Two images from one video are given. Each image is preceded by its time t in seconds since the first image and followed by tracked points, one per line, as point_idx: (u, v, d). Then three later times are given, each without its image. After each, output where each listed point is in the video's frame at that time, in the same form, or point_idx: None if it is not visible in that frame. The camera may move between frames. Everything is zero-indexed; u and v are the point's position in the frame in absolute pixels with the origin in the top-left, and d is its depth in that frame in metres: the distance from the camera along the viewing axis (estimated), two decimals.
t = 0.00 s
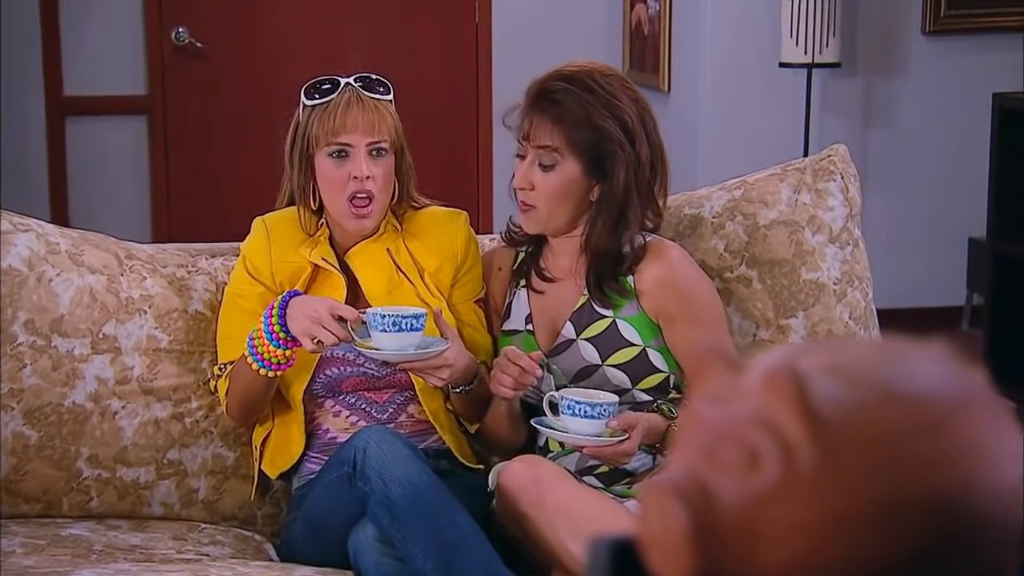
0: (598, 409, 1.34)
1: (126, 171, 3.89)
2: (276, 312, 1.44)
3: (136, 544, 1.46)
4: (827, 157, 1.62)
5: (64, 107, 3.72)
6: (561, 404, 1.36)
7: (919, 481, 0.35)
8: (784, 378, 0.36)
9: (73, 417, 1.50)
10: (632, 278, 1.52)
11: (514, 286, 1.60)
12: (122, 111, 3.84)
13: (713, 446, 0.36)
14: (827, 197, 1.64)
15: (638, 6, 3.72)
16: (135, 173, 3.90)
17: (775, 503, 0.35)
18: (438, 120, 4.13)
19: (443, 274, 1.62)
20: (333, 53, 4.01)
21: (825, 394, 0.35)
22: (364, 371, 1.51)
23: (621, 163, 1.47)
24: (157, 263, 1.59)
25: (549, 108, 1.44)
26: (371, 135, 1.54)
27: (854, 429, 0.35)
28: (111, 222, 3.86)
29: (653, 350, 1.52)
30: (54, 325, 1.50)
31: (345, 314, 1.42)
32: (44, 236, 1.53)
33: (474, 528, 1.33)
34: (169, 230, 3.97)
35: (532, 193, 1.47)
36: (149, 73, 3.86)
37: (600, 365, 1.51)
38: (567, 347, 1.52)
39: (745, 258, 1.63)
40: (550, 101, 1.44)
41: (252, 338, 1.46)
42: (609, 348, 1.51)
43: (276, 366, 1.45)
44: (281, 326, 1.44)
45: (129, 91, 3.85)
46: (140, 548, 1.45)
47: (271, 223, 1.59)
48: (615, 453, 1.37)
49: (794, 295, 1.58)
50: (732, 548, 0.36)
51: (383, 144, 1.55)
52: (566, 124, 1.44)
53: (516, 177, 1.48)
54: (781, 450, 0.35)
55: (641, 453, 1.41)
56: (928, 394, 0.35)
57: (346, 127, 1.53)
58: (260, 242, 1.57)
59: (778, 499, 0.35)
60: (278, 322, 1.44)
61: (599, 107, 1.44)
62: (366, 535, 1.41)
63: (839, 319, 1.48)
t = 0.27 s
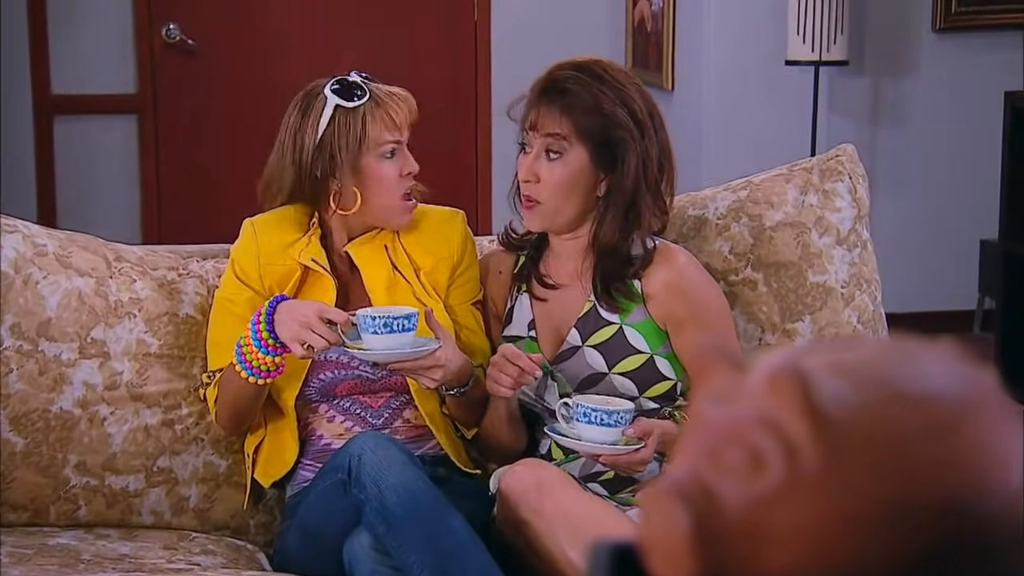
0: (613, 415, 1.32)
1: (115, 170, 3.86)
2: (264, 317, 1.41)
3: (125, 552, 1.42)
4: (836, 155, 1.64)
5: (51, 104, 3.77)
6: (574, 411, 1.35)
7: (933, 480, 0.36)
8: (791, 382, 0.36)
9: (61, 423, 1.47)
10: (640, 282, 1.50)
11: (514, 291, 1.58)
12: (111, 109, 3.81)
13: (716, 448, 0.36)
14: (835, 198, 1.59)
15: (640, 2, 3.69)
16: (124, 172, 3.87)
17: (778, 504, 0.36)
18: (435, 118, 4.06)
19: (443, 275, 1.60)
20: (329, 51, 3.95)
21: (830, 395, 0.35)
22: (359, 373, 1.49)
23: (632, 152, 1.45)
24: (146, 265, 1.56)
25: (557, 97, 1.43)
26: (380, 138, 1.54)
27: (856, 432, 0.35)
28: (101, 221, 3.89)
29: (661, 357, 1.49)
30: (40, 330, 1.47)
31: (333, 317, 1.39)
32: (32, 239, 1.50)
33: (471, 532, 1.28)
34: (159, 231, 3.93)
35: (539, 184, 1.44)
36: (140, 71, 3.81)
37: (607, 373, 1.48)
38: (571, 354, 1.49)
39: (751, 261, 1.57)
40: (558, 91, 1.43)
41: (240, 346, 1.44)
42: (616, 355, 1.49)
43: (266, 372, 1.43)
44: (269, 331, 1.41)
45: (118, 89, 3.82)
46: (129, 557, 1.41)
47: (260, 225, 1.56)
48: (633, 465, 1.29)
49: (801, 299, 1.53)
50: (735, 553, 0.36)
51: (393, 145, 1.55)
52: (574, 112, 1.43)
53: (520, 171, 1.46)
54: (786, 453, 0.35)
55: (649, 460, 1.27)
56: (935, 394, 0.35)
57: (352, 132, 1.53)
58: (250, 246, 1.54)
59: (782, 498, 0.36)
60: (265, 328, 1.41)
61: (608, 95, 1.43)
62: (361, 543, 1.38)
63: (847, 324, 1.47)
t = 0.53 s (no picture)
0: (613, 419, 1.28)
1: (104, 170, 3.83)
2: (258, 317, 1.38)
3: (114, 562, 1.38)
4: (841, 155, 1.61)
5: (37, 103, 3.73)
6: (573, 414, 1.32)
7: (953, 480, 0.30)
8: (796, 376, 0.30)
9: (48, 430, 1.40)
10: (642, 284, 1.47)
11: (516, 294, 1.54)
12: (102, 109, 3.78)
13: (715, 450, 0.32)
14: (840, 199, 1.56)
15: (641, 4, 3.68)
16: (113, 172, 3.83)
17: (783, 514, 0.31)
18: (431, 116, 4.03)
19: (439, 280, 1.56)
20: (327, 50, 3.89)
21: (832, 395, 0.30)
22: (354, 378, 1.47)
23: (637, 157, 1.42)
24: (136, 268, 1.54)
25: (563, 98, 1.41)
26: (383, 138, 1.51)
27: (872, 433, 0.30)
28: (90, 222, 3.86)
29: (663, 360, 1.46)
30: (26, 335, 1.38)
31: (328, 317, 1.36)
32: (18, 240, 1.44)
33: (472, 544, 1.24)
34: (149, 234, 3.87)
35: (541, 186, 1.43)
36: (130, 70, 3.77)
37: (609, 375, 1.46)
38: (572, 358, 1.47)
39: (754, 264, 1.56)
40: (565, 92, 1.41)
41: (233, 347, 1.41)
42: (617, 359, 1.46)
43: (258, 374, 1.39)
44: (264, 332, 1.38)
45: (106, 87, 3.78)
46: (118, 566, 1.36)
47: (253, 225, 1.52)
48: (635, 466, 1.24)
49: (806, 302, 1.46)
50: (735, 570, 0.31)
51: (396, 146, 1.53)
52: (580, 113, 1.40)
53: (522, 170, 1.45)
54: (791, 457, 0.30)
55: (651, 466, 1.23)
56: (950, 395, 0.30)
57: (354, 134, 1.50)
58: (241, 249, 1.50)
59: (787, 509, 0.31)
60: (260, 328, 1.38)
61: (616, 99, 1.40)
62: (356, 553, 1.34)
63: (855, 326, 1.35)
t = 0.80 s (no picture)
0: (611, 421, 1.25)
1: (92, 170, 3.80)
2: (246, 319, 1.36)
3: (102, 571, 1.35)
4: (849, 155, 1.57)
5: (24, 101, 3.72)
6: (572, 418, 1.28)
7: (948, 487, 0.30)
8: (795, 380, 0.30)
9: (35, 436, 1.40)
10: (646, 287, 1.44)
11: (514, 298, 1.50)
12: (90, 109, 3.74)
13: (714, 453, 0.31)
14: (847, 201, 1.53)
15: None
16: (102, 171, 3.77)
17: (786, 518, 0.30)
18: (429, 116, 3.99)
19: (436, 282, 1.53)
20: (322, 49, 3.86)
21: (837, 397, 0.30)
22: (348, 385, 1.44)
23: (649, 149, 1.41)
24: (126, 270, 1.51)
25: (569, 93, 1.39)
26: (375, 137, 1.49)
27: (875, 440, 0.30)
28: (78, 222, 3.83)
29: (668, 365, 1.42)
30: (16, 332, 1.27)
31: (318, 318, 1.34)
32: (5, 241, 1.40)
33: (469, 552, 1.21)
34: (140, 236, 3.86)
35: (548, 185, 1.42)
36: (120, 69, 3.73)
37: (612, 383, 1.42)
38: (573, 364, 1.43)
39: (760, 267, 1.51)
40: (571, 87, 1.39)
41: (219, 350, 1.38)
42: (619, 364, 1.42)
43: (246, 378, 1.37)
44: (252, 336, 1.35)
45: (96, 86, 3.74)
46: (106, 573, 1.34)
47: (243, 227, 1.49)
48: (635, 471, 1.21)
49: (813, 306, 1.45)
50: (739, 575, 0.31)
51: (389, 145, 1.50)
52: (588, 107, 1.38)
53: (525, 170, 1.44)
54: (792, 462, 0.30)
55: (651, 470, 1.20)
56: (949, 398, 0.30)
57: (346, 133, 1.48)
58: (232, 251, 1.47)
59: (787, 512, 0.30)
60: (247, 331, 1.35)
61: (622, 90, 1.39)
62: (350, 561, 1.30)
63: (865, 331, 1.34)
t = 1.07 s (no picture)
0: (614, 422, 1.22)
1: (89, 171, 3.77)
2: (246, 323, 1.33)
3: None
4: (857, 155, 1.54)
5: (18, 101, 3.68)
6: (575, 418, 1.25)
7: None
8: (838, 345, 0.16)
9: (28, 441, 1.38)
10: (652, 288, 1.41)
11: (517, 301, 1.48)
12: (86, 108, 3.71)
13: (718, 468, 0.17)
14: (856, 201, 1.50)
15: None
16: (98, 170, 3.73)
17: None
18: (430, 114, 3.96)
19: (438, 283, 1.50)
20: (321, 47, 3.83)
21: (847, 398, 0.16)
22: (348, 390, 1.41)
23: (658, 144, 1.40)
24: (123, 272, 1.49)
25: (573, 94, 1.38)
26: (375, 138, 1.46)
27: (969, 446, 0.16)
28: (75, 223, 3.79)
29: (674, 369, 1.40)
30: None
31: (319, 323, 1.31)
32: None
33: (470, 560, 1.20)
34: (136, 237, 3.83)
35: (559, 188, 1.40)
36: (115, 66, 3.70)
37: (618, 387, 1.40)
38: (578, 368, 1.41)
39: (767, 268, 1.48)
40: (573, 87, 1.39)
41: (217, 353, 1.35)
42: (626, 369, 1.40)
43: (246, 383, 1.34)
44: (252, 341, 1.32)
45: (91, 84, 3.71)
46: None
47: (242, 229, 1.46)
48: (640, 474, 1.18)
49: (822, 311, 1.46)
50: None
51: (389, 145, 1.48)
52: (593, 105, 1.38)
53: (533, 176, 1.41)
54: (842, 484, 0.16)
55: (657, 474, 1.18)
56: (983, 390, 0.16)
57: (345, 133, 1.45)
58: (230, 252, 1.45)
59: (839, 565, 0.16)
60: (246, 335, 1.32)
61: (626, 87, 1.38)
62: (349, 568, 1.27)
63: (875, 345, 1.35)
